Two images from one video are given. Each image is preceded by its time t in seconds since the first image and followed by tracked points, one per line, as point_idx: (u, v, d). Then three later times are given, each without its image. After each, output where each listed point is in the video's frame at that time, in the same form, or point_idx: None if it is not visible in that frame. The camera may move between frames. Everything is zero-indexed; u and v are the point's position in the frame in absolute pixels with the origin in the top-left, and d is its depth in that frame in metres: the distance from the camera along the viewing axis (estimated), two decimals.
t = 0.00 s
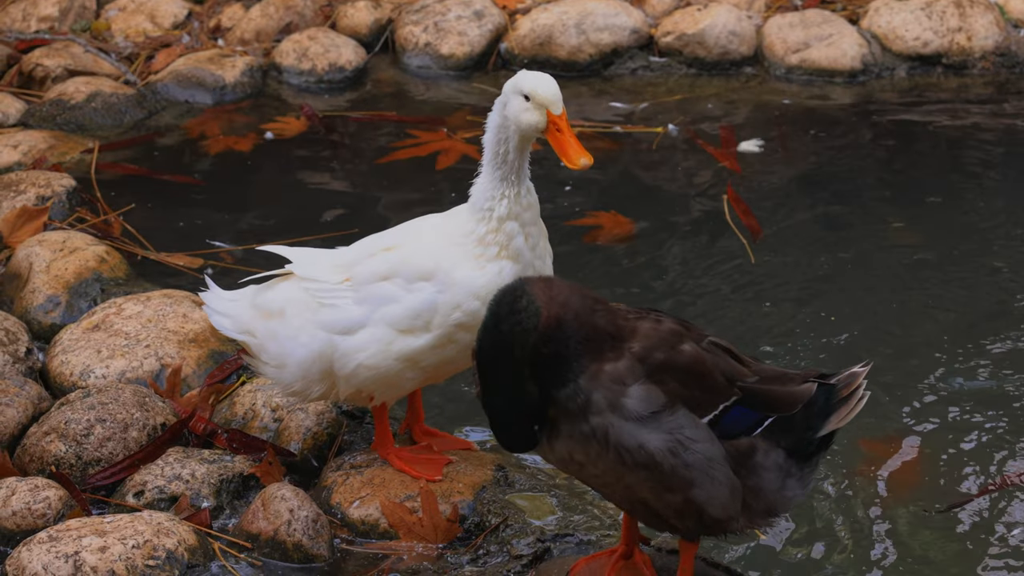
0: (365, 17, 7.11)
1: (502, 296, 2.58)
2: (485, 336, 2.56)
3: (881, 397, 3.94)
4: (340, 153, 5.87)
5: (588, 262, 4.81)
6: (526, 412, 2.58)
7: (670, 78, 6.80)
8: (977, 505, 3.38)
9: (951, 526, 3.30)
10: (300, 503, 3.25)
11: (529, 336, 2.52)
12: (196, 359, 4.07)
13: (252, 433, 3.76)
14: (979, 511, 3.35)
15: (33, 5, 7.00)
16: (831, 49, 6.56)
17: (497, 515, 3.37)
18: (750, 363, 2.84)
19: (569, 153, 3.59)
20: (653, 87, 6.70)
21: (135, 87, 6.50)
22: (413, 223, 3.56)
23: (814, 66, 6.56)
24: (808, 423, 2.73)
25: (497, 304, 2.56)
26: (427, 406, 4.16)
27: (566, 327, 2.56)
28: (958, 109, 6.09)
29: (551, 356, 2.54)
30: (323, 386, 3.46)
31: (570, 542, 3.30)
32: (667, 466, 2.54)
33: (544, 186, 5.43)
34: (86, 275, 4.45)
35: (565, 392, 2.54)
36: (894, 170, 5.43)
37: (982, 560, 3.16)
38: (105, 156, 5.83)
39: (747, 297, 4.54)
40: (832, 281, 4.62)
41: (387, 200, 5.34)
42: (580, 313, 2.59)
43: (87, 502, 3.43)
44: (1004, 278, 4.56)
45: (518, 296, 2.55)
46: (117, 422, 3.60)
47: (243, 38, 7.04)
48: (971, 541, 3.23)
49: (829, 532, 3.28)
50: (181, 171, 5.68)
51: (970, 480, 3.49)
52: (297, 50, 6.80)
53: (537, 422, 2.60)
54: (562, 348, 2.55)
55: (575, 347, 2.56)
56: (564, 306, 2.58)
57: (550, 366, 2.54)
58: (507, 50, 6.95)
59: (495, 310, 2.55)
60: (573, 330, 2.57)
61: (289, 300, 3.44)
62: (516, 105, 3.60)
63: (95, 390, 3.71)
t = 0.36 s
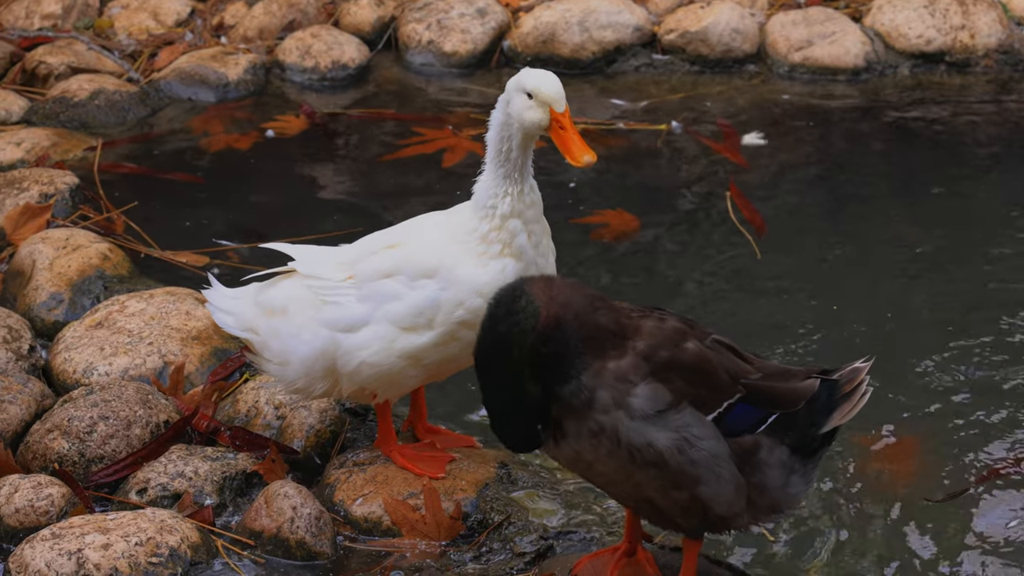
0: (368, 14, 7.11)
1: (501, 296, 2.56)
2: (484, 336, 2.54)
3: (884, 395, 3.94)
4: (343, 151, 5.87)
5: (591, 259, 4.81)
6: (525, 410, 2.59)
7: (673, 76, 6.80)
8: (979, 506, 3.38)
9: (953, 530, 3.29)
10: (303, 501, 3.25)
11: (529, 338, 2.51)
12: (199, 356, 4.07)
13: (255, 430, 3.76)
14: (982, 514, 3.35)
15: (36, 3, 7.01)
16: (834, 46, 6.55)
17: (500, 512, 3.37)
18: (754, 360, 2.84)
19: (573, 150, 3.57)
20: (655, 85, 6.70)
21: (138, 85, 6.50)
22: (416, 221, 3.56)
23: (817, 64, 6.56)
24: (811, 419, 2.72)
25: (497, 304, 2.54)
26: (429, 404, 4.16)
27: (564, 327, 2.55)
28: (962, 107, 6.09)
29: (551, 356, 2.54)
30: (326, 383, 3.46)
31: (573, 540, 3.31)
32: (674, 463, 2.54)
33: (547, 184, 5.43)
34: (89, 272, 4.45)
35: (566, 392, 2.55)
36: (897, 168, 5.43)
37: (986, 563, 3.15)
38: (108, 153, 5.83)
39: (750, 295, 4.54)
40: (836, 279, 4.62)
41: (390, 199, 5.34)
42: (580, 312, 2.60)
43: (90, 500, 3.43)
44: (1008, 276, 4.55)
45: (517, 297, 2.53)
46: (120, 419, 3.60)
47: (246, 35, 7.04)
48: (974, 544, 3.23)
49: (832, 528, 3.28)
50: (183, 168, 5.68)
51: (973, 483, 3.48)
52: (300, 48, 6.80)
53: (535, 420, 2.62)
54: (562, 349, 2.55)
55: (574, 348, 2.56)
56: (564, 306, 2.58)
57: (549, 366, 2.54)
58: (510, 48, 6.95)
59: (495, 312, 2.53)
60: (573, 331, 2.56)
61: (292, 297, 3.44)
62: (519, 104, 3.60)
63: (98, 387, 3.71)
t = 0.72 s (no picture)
0: (371, 12, 7.11)
1: (500, 300, 2.58)
2: (484, 342, 2.55)
3: (888, 393, 3.94)
4: (345, 149, 5.87)
5: (594, 257, 4.80)
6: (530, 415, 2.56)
7: (676, 74, 6.80)
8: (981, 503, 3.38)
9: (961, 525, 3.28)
10: (305, 498, 3.25)
11: (529, 339, 2.51)
12: (201, 354, 4.07)
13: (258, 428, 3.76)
14: (989, 512, 3.34)
15: (39, 1, 7.02)
16: (837, 44, 6.55)
17: (503, 510, 3.37)
18: (755, 358, 2.84)
19: (583, 139, 3.60)
20: (658, 82, 6.70)
21: (141, 82, 6.50)
22: (418, 219, 3.55)
23: (820, 61, 6.56)
24: (815, 416, 2.73)
25: (495, 308, 2.56)
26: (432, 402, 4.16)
27: (565, 327, 2.55)
28: (964, 104, 6.09)
29: (553, 357, 2.53)
30: (329, 380, 3.46)
31: (576, 537, 3.32)
32: (679, 461, 2.54)
33: (550, 181, 5.43)
34: (92, 270, 4.46)
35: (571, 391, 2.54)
36: (900, 165, 5.43)
37: (991, 562, 3.15)
38: (111, 151, 5.83)
39: (752, 293, 4.54)
40: (839, 277, 4.62)
41: (393, 197, 5.34)
42: (583, 312, 2.59)
43: (93, 497, 3.43)
44: (1010, 274, 4.55)
45: (516, 299, 2.55)
46: (122, 416, 3.60)
47: (249, 33, 7.04)
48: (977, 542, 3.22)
49: (835, 527, 3.28)
50: (186, 166, 5.68)
51: (976, 481, 3.48)
52: (302, 45, 6.80)
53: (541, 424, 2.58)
54: (563, 350, 2.53)
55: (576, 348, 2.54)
56: (566, 307, 2.58)
57: (551, 367, 2.53)
58: (513, 46, 6.95)
59: (494, 316, 2.55)
60: (574, 331, 2.56)
61: (294, 295, 3.44)
62: (519, 103, 3.59)
63: (101, 385, 3.71)
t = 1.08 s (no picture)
0: (373, 9, 7.11)
1: (498, 301, 2.58)
2: (484, 343, 2.54)
3: (890, 392, 3.94)
4: (348, 146, 5.87)
5: (596, 254, 4.80)
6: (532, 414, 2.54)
7: (678, 71, 6.80)
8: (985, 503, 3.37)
9: (962, 525, 3.28)
10: (307, 495, 3.25)
11: (529, 337, 2.51)
12: (204, 351, 4.07)
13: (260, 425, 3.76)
14: (990, 512, 3.34)
15: None
16: (839, 42, 6.55)
17: (505, 507, 3.37)
18: (758, 356, 2.84)
19: (583, 137, 3.58)
20: (660, 80, 6.70)
21: (143, 80, 6.50)
22: (420, 217, 3.55)
23: (822, 59, 6.56)
24: (816, 414, 2.72)
25: (494, 309, 2.56)
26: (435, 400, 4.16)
27: (565, 326, 2.55)
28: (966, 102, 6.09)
29: (553, 355, 2.53)
30: (331, 377, 3.46)
31: (577, 535, 3.31)
32: (682, 457, 2.55)
33: (552, 178, 5.43)
34: (94, 267, 4.46)
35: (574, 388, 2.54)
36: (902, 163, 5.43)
37: (993, 560, 3.15)
38: (113, 148, 5.83)
39: (754, 291, 4.54)
40: (841, 274, 4.61)
41: (396, 194, 5.34)
42: (586, 309, 2.60)
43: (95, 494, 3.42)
44: (1012, 272, 4.55)
45: (514, 298, 2.55)
46: (125, 414, 3.59)
47: (251, 30, 7.04)
48: (979, 541, 3.22)
49: (836, 524, 3.28)
50: (188, 164, 5.68)
51: (978, 480, 3.47)
52: (305, 43, 6.80)
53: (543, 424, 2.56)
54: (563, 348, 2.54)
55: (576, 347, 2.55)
56: (568, 305, 2.59)
57: (551, 364, 2.53)
58: (515, 43, 6.94)
59: (493, 316, 2.54)
60: (574, 330, 2.55)
61: (296, 293, 3.43)
62: (520, 101, 3.59)
63: (103, 382, 3.71)
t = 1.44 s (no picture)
0: (374, 6, 7.11)
1: (510, 299, 2.58)
2: (492, 341, 2.56)
3: (891, 389, 3.93)
4: (349, 143, 5.87)
5: (597, 251, 4.80)
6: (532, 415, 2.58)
7: (679, 68, 6.80)
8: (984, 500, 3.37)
9: (962, 523, 3.27)
10: (308, 492, 3.25)
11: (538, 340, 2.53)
12: (204, 348, 4.07)
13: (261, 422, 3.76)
14: (991, 508, 3.33)
15: None
16: (840, 39, 6.55)
17: (506, 504, 3.37)
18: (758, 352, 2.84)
19: (585, 133, 3.61)
20: (661, 77, 6.70)
21: (144, 76, 6.50)
22: (421, 213, 3.55)
23: (823, 56, 6.56)
24: (818, 410, 2.73)
25: (505, 307, 2.57)
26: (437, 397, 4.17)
27: (571, 328, 2.56)
28: (967, 99, 6.09)
29: (559, 360, 2.55)
30: (333, 374, 3.46)
31: (578, 531, 3.31)
32: (683, 453, 2.54)
33: (553, 175, 5.42)
34: (95, 264, 4.46)
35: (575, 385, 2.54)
36: (903, 159, 5.42)
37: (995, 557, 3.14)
38: (114, 145, 5.83)
39: (755, 287, 4.54)
40: (842, 271, 4.61)
41: (398, 191, 5.34)
42: (588, 310, 2.60)
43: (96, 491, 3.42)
44: (1013, 269, 4.55)
45: (526, 299, 2.55)
46: (126, 410, 3.59)
47: (252, 27, 7.04)
48: (980, 539, 3.22)
49: (838, 521, 3.28)
50: (189, 161, 5.67)
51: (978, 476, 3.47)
52: (305, 39, 6.80)
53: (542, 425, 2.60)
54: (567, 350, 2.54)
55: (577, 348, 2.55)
56: (572, 307, 2.59)
57: (556, 368, 2.55)
58: (516, 40, 6.94)
59: (504, 315, 2.55)
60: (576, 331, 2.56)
61: (297, 289, 3.43)
62: (520, 98, 3.59)
63: (104, 379, 3.71)
